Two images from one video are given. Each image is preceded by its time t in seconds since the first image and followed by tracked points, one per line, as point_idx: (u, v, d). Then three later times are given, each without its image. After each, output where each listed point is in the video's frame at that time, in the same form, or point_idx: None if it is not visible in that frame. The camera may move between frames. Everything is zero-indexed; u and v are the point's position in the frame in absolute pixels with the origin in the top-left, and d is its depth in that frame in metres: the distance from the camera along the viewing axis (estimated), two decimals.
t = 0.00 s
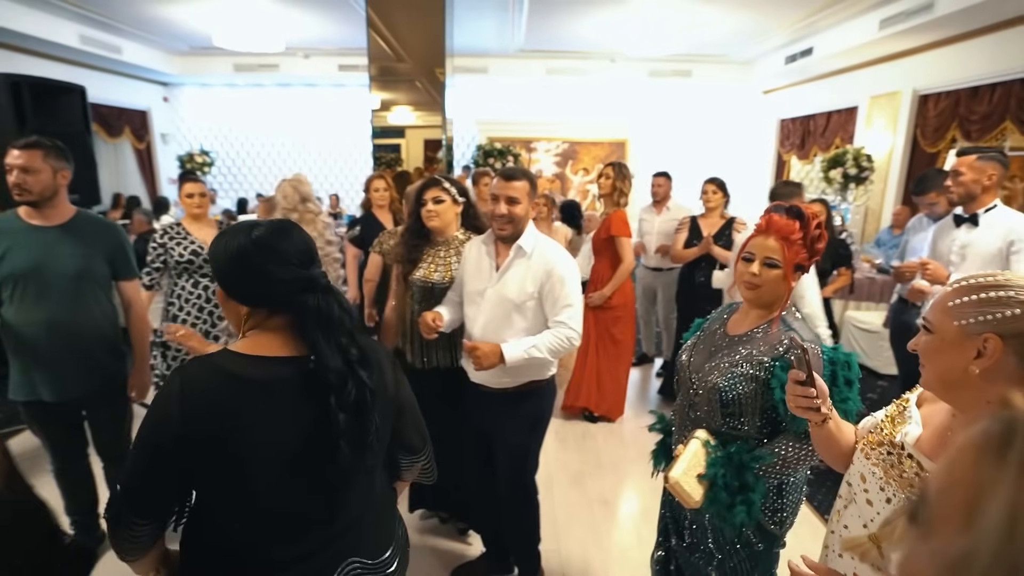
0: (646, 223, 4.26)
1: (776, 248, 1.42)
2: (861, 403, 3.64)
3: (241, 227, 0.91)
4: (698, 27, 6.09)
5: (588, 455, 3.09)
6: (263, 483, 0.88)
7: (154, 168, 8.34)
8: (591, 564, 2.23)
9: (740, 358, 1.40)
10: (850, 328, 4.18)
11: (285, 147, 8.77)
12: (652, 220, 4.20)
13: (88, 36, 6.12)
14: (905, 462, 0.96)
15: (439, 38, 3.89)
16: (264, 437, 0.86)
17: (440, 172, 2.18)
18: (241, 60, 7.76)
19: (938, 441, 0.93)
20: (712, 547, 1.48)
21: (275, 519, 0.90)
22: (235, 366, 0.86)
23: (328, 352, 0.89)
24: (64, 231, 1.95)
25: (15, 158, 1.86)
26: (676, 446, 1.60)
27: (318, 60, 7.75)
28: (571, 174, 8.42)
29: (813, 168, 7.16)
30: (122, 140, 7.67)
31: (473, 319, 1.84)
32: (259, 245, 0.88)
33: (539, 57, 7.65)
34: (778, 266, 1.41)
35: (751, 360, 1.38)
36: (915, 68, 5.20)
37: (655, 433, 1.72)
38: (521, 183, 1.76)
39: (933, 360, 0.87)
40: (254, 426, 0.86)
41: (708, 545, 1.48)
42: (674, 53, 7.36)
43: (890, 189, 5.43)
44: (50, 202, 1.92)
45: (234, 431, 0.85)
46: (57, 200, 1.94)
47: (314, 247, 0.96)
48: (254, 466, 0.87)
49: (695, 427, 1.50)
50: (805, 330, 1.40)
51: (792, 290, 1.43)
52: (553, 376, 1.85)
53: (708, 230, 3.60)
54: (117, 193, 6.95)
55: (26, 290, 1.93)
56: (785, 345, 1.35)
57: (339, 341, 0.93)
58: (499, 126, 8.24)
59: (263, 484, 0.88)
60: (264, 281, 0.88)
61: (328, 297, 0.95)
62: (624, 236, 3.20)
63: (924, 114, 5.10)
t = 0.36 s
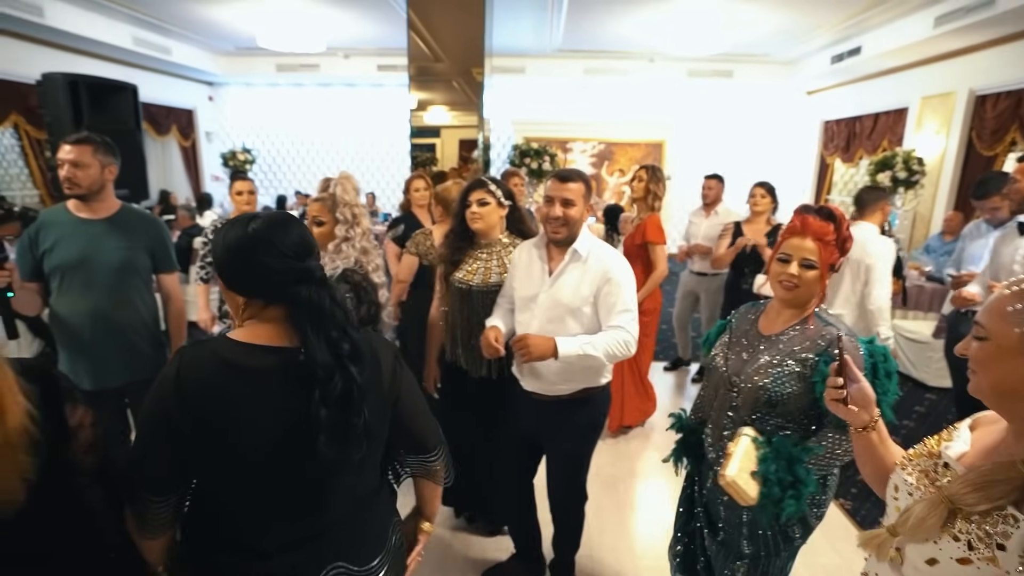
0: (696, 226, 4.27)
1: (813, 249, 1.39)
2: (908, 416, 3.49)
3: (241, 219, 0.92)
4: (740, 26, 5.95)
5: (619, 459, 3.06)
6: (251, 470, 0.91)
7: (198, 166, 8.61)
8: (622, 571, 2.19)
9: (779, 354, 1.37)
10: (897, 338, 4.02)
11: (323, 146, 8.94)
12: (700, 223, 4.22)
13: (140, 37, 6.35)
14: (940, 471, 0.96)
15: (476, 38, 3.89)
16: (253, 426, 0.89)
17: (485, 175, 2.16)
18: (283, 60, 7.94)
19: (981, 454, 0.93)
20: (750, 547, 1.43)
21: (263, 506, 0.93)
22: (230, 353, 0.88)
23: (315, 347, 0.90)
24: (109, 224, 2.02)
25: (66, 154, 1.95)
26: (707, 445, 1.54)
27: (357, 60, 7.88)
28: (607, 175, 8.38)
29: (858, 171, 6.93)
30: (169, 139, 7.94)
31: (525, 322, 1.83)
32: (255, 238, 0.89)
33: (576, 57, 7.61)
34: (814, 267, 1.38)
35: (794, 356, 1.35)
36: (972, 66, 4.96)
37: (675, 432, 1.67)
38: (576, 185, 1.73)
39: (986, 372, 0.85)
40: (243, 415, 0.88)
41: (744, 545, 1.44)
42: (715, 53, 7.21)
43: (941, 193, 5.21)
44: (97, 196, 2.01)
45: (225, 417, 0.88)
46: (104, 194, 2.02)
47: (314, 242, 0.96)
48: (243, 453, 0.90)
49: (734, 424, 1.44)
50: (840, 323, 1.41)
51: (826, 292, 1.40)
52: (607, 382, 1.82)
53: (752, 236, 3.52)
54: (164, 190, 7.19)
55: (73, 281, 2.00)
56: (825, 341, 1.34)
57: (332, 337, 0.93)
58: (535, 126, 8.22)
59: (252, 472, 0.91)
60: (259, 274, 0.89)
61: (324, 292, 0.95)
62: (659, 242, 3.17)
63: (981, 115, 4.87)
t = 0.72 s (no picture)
0: (715, 226, 4.21)
1: (845, 244, 1.35)
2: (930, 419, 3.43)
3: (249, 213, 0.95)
4: (755, 24, 5.87)
5: (637, 461, 3.02)
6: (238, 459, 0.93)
7: (210, 166, 8.65)
8: None
9: (823, 357, 1.35)
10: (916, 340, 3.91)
11: (333, 146, 8.95)
12: (721, 223, 4.16)
13: (155, 38, 6.39)
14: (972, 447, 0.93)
15: (489, 37, 3.87)
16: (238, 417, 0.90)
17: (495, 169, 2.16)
18: (295, 60, 7.96)
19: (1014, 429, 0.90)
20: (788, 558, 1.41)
21: (249, 497, 0.95)
22: (222, 343, 0.91)
23: (280, 362, 0.87)
24: (126, 222, 2.02)
25: (85, 151, 1.94)
26: (732, 452, 1.49)
27: (369, 60, 7.88)
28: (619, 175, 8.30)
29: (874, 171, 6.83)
30: (182, 139, 7.98)
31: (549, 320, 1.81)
32: (242, 235, 0.91)
33: (587, 56, 7.55)
34: (849, 262, 1.35)
35: (841, 358, 1.34)
36: (994, 64, 4.88)
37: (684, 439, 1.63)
38: (604, 180, 1.70)
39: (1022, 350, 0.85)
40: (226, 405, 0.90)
41: (781, 554, 1.42)
42: (729, 52, 7.12)
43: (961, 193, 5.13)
44: (114, 193, 2.00)
45: (213, 404, 0.91)
46: (121, 191, 2.01)
47: (308, 238, 0.95)
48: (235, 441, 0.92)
49: (774, 433, 1.41)
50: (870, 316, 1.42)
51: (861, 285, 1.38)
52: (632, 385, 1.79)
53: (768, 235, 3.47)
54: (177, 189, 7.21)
55: (89, 279, 1.99)
56: (871, 339, 1.34)
57: (303, 339, 0.89)
58: (547, 126, 8.18)
59: (240, 461, 0.93)
60: (245, 269, 0.91)
61: (305, 290, 0.93)
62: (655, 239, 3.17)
63: (1003, 113, 4.78)
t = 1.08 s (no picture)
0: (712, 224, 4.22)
1: (846, 244, 1.33)
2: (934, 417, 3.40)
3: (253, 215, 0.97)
4: (754, 21, 5.84)
5: (638, 460, 2.99)
6: (227, 461, 0.97)
7: (207, 167, 8.62)
8: None
9: (826, 361, 1.33)
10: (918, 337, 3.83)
11: (331, 146, 8.92)
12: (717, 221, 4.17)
13: (151, 39, 6.37)
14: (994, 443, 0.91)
15: (487, 36, 3.84)
16: (227, 421, 0.95)
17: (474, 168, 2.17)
18: (292, 60, 7.93)
19: None
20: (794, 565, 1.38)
21: (237, 495, 0.98)
22: (218, 348, 0.95)
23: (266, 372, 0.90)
24: (121, 222, 1.99)
25: (77, 150, 1.91)
26: (738, 458, 1.48)
27: (366, 60, 7.85)
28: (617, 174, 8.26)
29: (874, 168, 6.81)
30: (179, 139, 7.95)
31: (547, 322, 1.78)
32: (236, 236, 0.93)
33: (585, 55, 7.51)
34: (850, 262, 1.32)
35: (847, 362, 1.31)
36: (994, 59, 4.85)
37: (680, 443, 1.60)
38: (603, 176, 1.67)
39: None
40: (218, 410, 0.94)
41: (785, 564, 1.39)
42: (727, 49, 7.09)
43: (961, 190, 5.10)
44: (110, 193, 1.97)
45: (207, 406, 0.95)
46: (116, 191, 1.99)
47: (305, 244, 0.95)
48: (226, 442, 0.96)
49: (781, 440, 1.38)
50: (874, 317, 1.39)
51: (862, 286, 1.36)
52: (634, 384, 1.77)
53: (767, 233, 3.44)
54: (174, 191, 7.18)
55: (85, 280, 1.97)
56: (877, 342, 1.31)
57: (288, 351, 0.91)
58: (545, 125, 8.15)
59: (229, 464, 0.97)
60: (240, 272, 0.93)
61: (299, 298, 0.94)
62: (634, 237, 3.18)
63: (1004, 109, 4.75)
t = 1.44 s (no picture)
0: (698, 222, 4.23)
1: (855, 243, 1.29)
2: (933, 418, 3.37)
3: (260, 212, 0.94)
4: (751, 20, 5.83)
5: (633, 462, 2.96)
6: (261, 470, 0.93)
7: (204, 167, 8.60)
8: None
9: (830, 357, 1.29)
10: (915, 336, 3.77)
11: (329, 146, 8.89)
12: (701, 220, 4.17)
13: (146, 38, 6.34)
14: None
15: (483, 35, 3.81)
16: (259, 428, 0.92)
17: (459, 165, 2.14)
18: (289, 60, 7.90)
19: None
20: None
21: (270, 504, 0.95)
22: (238, 355, 0.92)
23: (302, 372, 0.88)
24: (107, 221, 1.96)
25: (68, 149, 1.87)
26: (743, 469, 1.44)
27: (363, 59, 7.82)
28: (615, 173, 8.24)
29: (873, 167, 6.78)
30: (175, 140, 7.93)
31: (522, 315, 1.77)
32: (251, 236, 0.90)
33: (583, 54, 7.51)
34: (859, 263, 1.29)
35: (854, 357, 1.27)
36: (993, 57, 4.82)
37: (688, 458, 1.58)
38: (589, 173, 1.65)
39: None
40: (246, 418, 0.91)
41: None
42: (725, 48, 7.08)
43: (960, 189, 5.07)
44: (98, 192, 1.94)
45: (233, 417, 0.92)
46: (104, 191, 1.96)
47: (323, 239, 0.94)
48: (258, 449, 0.93)
49: (783, 444, 1.35)
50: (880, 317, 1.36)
51: (871, 288, 1.32)
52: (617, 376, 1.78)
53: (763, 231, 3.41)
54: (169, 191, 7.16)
55: (72, 280, 1.94)
56: (882, 336, 1.27)
57: (320, 348, 0.90)
58: (543, 125, 8.13)
59: (262, 472, 0.94)
60: (259, 273, 0.90)
61: (322, 293, 0.93)
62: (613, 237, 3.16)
63: (1002, 107, 4.72)
